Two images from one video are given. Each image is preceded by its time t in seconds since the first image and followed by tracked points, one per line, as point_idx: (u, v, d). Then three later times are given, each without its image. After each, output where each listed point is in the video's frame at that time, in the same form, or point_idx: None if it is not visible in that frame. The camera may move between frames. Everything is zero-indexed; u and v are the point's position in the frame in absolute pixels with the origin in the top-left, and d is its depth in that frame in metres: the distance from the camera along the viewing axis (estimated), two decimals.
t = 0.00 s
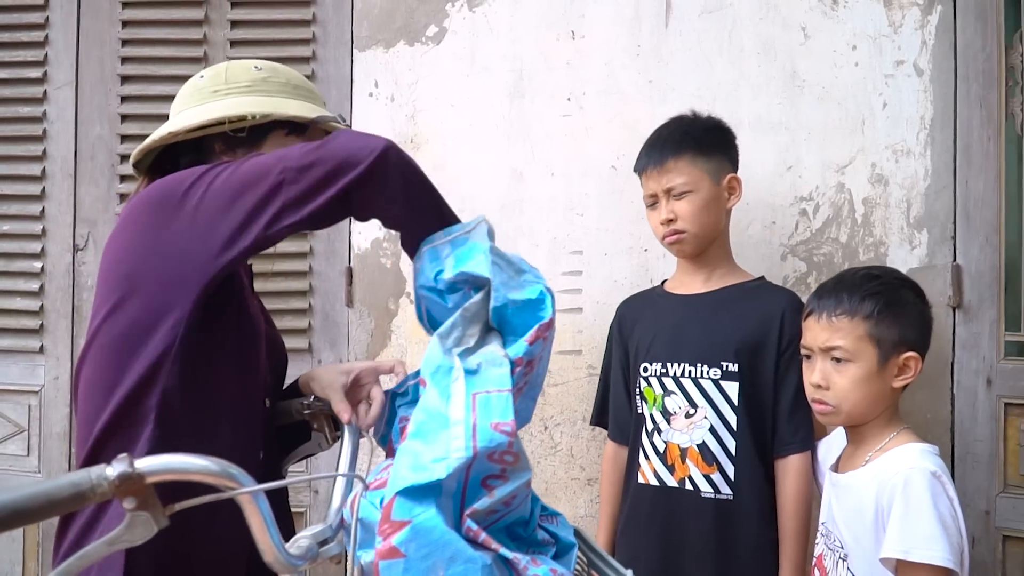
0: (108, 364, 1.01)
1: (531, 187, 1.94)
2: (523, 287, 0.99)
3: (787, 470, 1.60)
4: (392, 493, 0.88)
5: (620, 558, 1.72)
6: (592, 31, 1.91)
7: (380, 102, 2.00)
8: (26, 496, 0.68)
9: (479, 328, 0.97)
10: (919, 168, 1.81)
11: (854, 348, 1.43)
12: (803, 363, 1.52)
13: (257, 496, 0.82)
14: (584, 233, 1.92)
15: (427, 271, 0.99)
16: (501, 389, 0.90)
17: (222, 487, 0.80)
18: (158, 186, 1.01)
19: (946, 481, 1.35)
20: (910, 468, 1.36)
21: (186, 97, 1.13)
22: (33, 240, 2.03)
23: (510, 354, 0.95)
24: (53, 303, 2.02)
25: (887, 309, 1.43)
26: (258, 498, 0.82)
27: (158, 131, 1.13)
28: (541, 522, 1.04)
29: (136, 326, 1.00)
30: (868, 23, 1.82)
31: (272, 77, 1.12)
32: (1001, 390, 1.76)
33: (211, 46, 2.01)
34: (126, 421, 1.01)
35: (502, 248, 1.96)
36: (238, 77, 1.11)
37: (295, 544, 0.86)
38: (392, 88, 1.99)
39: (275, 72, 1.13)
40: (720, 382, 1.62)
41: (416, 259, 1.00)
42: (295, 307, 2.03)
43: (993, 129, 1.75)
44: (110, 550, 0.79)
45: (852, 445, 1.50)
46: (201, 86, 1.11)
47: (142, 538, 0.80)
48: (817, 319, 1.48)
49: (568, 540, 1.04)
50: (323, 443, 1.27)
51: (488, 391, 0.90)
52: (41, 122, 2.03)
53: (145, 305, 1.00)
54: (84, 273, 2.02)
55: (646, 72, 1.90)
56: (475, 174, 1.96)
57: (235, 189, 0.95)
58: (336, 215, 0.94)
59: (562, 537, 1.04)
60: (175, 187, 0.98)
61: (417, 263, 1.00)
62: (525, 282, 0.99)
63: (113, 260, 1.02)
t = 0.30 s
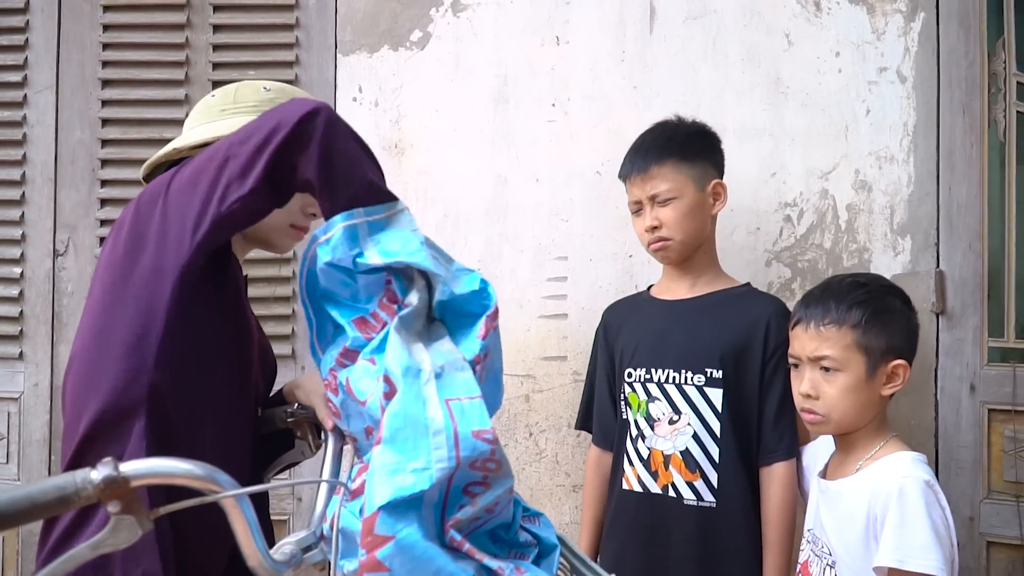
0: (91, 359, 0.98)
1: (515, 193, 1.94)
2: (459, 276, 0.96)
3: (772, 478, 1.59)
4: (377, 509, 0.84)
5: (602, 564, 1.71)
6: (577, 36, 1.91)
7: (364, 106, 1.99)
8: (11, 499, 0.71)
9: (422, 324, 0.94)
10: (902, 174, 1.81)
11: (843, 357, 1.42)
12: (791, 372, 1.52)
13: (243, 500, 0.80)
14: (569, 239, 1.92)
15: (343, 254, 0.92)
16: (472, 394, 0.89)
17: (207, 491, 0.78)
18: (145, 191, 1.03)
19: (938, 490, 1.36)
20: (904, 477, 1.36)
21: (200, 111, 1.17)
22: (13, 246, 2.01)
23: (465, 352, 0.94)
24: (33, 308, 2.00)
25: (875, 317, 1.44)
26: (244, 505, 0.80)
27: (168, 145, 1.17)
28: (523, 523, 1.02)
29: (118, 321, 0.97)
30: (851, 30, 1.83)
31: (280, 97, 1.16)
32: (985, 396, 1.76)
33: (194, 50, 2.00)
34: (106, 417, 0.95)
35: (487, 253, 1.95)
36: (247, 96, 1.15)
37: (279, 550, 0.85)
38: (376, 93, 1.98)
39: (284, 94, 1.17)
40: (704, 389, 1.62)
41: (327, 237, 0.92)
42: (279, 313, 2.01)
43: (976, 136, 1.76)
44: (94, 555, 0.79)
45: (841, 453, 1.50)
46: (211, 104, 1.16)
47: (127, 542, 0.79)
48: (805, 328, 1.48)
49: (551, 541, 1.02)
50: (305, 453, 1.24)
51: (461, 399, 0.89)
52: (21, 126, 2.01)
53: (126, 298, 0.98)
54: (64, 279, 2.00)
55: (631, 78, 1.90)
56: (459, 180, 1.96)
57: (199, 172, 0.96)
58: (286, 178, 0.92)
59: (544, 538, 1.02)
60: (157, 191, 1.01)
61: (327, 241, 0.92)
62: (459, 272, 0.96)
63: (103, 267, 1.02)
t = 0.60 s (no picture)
0: (81, 369, 0.97)
1: (510, 198, 1.93)
2: (485, 288, 0.91)
3: (769, 488, 1.59)
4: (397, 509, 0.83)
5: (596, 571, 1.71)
6: (572, 42, 1.91)
7: (359, 111, 1.98)
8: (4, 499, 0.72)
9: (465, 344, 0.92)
10: (896, 182, 1.81)
11: (833, 362, 1.42)
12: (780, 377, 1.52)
13: (236, 502, 0.81)
14: (563, 244, 1.92)
15: (371, 294, 0.90)
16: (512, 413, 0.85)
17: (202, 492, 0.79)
18: (153, 201, 1.00)
19: (924, 497, 1.36)
20: (889, 484, 1.36)
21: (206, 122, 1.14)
22: (6, 248, 2.01)
23: (513, 361, 0.89)
24: (25, 311, 2.00)
25: (865, 324, 1.44)
26: (237, 506, 0.81)
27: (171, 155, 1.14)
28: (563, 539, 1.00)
29: (112, 336, 0.96)
30: (846, 38, 1.83)
31: (281, 106, 1.11)
32: (978, 404, 1.77)
33: (189, 53, 1.99)
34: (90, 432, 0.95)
35: (481, 258, 1.95)
36: (249, 105, 1.11)
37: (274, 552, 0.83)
38: (371, 97, 1.98)
39: (286, 102, 1.13)
40: (703, 398, 1.61)
41: (349, 275, 0.89)
42: (272, 317, 2.01)
43: (970, 144, 1.76)
44: (87, 555, 0.78)
45: (828, 460, 1.50)
46: (216, 113, 1.13)
47: (120, 543, 0.79)
48: (795, 332, 1.48)
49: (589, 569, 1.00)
50: (298, 458, 1.24)
51: (501, 414, 0.85)
52: (14, 128, 2.01)
53: (122, 314, 0.96)
54: (57, 281, 1.99)
55: (626, 84, 1.90)
56: (454, 185, 1.95)
57: (214, 211, 0.94)
58: (305, 250, 0.90)
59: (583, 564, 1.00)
60: (165, 206, 0.98)
61: (353, 281, 0.89)
62: (485, 283, 0.92)
63: (102, 273, 1.00)
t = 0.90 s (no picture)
0: (84, 369, 0.96)
1: (506, 202, 1.93)
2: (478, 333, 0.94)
3: (762, 491, 1.59)
4: (389, 519, 0.83)
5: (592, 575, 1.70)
6: (569, 46, 1.91)
7: (356, 114, 1.98)
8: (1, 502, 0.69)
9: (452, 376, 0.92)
10: (892, 187, 1.82)
11: (825, 365, 1.43)
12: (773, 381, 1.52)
13: (233, 505, 0.81)
14: (560, 248, 1.92)
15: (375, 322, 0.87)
16: (504, 435, 0.85)
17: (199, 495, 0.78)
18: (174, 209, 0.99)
19: (915, 498, 1.36)
20: (879, 486, 1.36)
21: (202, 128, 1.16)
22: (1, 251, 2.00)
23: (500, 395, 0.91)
24: (20, 314, 1.99)
25: (857, 327, 1.44)
26: (235, 511, 0.81)
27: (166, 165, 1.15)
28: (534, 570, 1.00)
29: (118, 342, 0.95)
30: (842, 43, 1.84)
31: (272, 109, 1.11)
32: (973, 408, 1.77)
33: (185, 56, 1.99)
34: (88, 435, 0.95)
35: (478, 262, 1.95)
36: (239, 111, 1.11)
37: (266, 560, 0.84)
38: (368, 101, 1.98)
39: (276, 105, 1.12)
40: (697, 401, 1.62)
41: (358, 302, 0.86)
42: (268, 320, 2.01)
43: (965, 149, 1.77)
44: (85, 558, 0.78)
45: (821, 463, 1.50)
46: (207, 121, 1.13)
47: (119, 546, 0.79)
48: (787, 336, 1.48)
49: None
50: (292, 461, 1.23)
51: (494, 434, 0.85)
52: (10, 130, 2.00)
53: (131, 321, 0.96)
54: (52, 284, 1.99)
55: (623, 88, 1.90)
56: (451, 189, 1.95)
57: (231, 237, 0.91)
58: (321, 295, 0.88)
59: None
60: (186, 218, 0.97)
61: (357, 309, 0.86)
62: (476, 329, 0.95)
63: (113, 272, 0.99)
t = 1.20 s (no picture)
0: (80, 380, 0.95)
1: (505, 204, 1.93)
2: (449, 285, 0.91)
3: (762, 498, 1.59)
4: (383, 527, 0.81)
5: None
6: (569, 49, 1.91)
7: (355, 115, 1.98)
8: None
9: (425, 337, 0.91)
10: (892, 192, 1.81)
11: (827, 372, 1.42)
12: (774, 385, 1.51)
13: (231, 508, 0.80)
14: (559, 251, 1.91)
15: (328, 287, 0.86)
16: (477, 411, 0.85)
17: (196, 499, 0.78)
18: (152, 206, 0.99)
19: (913, 500, 1.35)
20: (877, 488, 1.36)
21: (178, 124, 1.15)
22: None
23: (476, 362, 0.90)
24: (17, 314, 1.99)
25: (861, 335, 1.44)
26: (233, 514, 0.80)
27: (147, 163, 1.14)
28: (534, 535, 1.00)
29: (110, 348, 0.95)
30: (842, 47, 1.83)
31: (252, 100, 1.11)
32: (971, 414, 1.77)
33: (184, 56, 1.98)
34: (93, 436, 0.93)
35: (476, 264, 1.94)
36: (219, 102, 1.11)
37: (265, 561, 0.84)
38: (367, 102, 1.97)
39: (256, 95, 1.12)
40: (698, 406, 1.61)
41: (305, 267, 0.85)
42: (266, 321, 2.00)
43: (965, 155, 1.76)
44: (81, 562, 0.78)
45: (820, 467, 1.50)
46: (186, 115, 1.13)
47: (115, 550, 0.78)
48: (790, 341, 1.48)
49: (560, 557, 1.01)
50: (293, 464, 1.22)
51: (471, 413, 0.84)
52: (7, 129, 1.99)
53: (124, 319, 0.95)
54: (49, 284, 1.98)
55: (623, 91, 1.89)
56: (450, 191, 1.95)
57: (203, 221, 0.91)
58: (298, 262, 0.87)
59: (554, 552, 1.01)
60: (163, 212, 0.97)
61: (306, 275, 0.86)
62: (449, 280, 0.91)
63: (102, 274, 0.98)
